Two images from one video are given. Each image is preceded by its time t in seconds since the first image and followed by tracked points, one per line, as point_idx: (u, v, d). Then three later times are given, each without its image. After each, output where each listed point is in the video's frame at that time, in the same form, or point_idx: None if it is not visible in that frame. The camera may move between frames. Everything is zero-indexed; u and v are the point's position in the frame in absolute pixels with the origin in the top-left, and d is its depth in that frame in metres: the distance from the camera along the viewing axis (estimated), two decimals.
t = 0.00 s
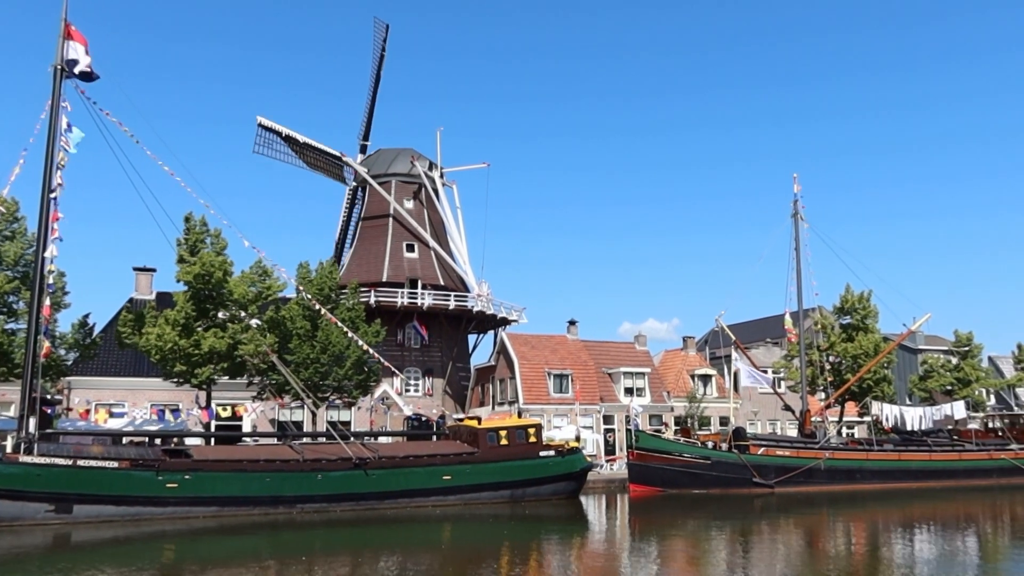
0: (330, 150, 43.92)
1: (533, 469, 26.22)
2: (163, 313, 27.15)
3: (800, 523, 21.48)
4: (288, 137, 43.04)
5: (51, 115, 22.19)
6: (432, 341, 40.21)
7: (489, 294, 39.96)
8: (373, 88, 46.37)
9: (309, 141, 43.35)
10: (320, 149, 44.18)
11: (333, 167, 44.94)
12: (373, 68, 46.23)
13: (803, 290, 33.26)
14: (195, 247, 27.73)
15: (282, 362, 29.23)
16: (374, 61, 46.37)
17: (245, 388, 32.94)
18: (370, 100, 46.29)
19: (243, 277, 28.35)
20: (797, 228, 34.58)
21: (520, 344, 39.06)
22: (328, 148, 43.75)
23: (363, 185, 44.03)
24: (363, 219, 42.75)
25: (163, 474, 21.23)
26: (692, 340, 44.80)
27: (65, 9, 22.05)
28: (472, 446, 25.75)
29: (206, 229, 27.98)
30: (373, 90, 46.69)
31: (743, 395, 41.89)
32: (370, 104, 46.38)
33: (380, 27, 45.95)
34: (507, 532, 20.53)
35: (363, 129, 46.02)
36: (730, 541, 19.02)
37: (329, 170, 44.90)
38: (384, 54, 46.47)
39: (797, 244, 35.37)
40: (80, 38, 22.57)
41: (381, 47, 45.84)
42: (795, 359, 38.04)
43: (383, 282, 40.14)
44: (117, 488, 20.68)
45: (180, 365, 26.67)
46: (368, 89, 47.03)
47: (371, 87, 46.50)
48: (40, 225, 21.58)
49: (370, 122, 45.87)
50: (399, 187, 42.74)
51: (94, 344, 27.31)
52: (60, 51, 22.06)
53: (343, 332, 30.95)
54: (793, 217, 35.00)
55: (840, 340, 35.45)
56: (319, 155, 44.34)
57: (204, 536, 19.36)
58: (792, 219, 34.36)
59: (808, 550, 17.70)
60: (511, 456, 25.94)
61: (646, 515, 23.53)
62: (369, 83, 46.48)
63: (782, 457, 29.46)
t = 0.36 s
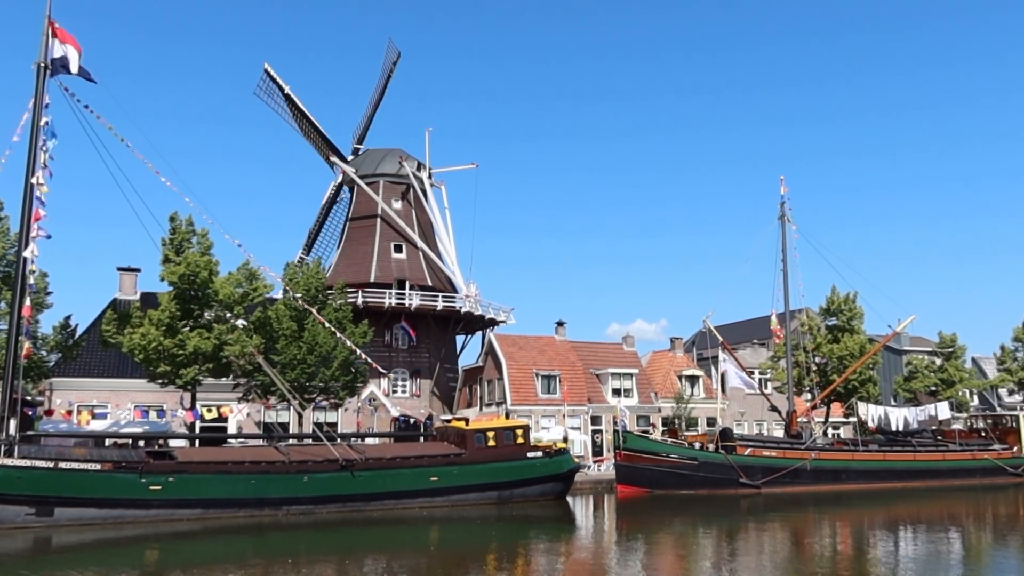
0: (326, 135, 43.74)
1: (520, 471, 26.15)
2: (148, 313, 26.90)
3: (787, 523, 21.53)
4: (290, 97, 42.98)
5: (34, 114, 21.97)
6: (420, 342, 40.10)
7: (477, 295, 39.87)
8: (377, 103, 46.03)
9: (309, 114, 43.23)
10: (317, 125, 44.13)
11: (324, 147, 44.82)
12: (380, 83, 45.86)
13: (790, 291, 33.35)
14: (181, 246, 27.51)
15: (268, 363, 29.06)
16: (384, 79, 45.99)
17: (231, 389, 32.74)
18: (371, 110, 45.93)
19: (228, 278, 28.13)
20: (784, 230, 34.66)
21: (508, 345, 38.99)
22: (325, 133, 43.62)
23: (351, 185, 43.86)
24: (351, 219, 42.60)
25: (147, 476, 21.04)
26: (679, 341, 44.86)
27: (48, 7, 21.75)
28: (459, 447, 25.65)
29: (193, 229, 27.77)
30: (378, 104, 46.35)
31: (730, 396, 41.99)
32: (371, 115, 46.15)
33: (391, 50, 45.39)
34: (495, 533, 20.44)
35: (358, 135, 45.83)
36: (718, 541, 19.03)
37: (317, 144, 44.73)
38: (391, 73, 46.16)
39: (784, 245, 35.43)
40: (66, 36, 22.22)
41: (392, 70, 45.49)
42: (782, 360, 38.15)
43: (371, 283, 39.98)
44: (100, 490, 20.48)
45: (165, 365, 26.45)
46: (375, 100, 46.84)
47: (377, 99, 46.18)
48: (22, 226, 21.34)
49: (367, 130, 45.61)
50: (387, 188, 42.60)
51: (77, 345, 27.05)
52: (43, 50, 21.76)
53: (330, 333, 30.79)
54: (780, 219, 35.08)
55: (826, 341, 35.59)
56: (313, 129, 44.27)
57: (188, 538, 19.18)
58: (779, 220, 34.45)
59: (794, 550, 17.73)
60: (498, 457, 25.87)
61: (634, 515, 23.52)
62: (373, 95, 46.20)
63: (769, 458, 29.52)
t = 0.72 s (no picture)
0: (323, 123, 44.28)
1: (508, 472, 26.10)
2: (133, 314, 26.68)
3: (773, 523, 21.68)
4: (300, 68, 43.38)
5: (18, 112, 21.74)
6: (408, 343, 39.98)
7: (465, 296, 39.79)
8: (374, 124, 45.61)
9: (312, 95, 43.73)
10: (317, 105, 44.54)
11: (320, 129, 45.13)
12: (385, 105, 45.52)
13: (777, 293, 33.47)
14: (167, 247, 27.29)
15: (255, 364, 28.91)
16: (387, 103, 45.49)
17: (218, 390, 32.53)
18: (370, 126, 45.62)
19: (215, 278, 27.97)
20: (771, 232, 34.78)
21: (497, 346, 38.93)
22: (321, 120, 44.18)
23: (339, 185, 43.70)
24: (339, 220, 42.43)
25: (132, 479, 20.86)
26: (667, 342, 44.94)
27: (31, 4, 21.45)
28: (447, 448, 25.57)
29: (179, 229, 27.56)
30: (379, 122, 46.03)
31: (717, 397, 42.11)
32: (370, 130, 45.91)
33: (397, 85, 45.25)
34: (483, 535, 20.37)
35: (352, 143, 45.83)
36: (705, 542, 19.08)
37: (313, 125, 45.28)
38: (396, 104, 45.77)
39: (771, 247, 35.52)
40: (50, 32, 21.87)
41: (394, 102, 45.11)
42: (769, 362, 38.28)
43: (359, 283, 39.83)
44: (85, 492, 20.30)
45: (150, 366, 26.24)
46: (380, 117, 46.63)
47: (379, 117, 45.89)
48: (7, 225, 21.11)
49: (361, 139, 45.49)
50: (375, 189, 42.45)
51: (61, 345, 26.80)
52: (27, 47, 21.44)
53: (317, 333, 30.62)
54: (767, 221, 35.18)
55: (813, 342, 35.75)
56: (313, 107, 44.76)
57: (173, 541, 19.03)
58: (766, 222, 34.56)
59: (781, 550, 17.80)
60: (486, 458, 25.82)
61: (621, 516, 23.53)
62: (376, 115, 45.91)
63: (756, 459, 29.58)
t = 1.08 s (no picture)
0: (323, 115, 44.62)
1: (496, 473, 26.06)
2: (119, 314, 26.50)
3: (761, 523, 21.77)
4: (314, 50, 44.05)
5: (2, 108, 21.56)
6: (396, 344, 39.87)
7: (454, 297, 39.72)
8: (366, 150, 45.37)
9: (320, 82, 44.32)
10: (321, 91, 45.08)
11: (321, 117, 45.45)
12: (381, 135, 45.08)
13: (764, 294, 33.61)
14: (153, 246, 27.11)
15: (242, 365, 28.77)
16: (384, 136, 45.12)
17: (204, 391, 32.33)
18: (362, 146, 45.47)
19: (201, 278, 27.83)
20: (758, 233, 34.90)
21: (485, 347, 38.89)
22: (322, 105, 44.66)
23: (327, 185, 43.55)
24: (327, 220, 42.26)
25: (117, 480, 20.69)
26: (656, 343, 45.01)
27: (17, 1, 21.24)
28: (435, 449, 25.50)
29: (165, 229, 27.38)
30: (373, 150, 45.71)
31: (705, 398, 42.19)
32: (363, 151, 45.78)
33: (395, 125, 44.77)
34: (471, 536, 20.32)
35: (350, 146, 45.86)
36: (692, 542, 19.13)
37: (311, 112, 45.53)
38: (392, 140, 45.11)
39: (758, 248, 35.62)
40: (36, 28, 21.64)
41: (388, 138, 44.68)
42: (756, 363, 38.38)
43: (347, 284, 39.69)
44: (69, 494, 20.12)
45: (136, 368, 26.04)
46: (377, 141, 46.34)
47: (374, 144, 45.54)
48: None
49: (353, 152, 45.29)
50: (364, 189, 42.33)
51: (45, 346, 26.57)
52: (14, 44, 21.22)
53: (305, 334, 30.46)
54: (754, 222, 35.31)
55: (800, 343, 35.91)
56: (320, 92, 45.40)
57: (159, 543, 18.89)
58: (754, 224, 34.69)
59: (768, 549, 17.86)
60: (474, 459, 25.77)
61: (609, 517, 23.54)
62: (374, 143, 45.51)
63: (744, 459, 29.66)
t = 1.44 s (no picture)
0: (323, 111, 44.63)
1: (484, 474, 26.01)
2: (104, 315, 26.26)
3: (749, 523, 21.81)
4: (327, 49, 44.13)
5: None
6: (385, 345, 39.74)
7: (443, 297, 39.63)
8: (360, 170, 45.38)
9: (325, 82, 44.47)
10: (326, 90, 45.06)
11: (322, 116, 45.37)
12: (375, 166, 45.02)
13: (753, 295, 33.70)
14: (139, 246, 26.89)
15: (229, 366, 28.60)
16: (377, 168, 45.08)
17: (190, 392, 32.12)
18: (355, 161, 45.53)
19: (188, 278, 27.62)
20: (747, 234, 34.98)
21: (474, 348, 38.83)
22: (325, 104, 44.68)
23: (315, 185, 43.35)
24: (315, 220, 42.07)
25: (101, 482, 20.51)
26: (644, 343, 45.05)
27: None
28: (423, 450, 25.42)
29: (151, 228, 27.17)
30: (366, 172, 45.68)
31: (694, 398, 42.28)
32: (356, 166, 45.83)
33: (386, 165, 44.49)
34: (459, 537, 20.24)
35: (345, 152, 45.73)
36: (681, 542, 19.16)
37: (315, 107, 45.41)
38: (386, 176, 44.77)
39: (747, 250, 35.69)
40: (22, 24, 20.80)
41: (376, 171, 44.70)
42: (745, 364, 38.45)
43: (335, 285, 39.53)
44: (52, 496, 19.91)
45: (121, 369, 25.82)
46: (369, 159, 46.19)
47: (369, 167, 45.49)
48: None
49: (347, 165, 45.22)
50: (352, 189, 42.17)
51: (29, 347, 26.31)
52: None
53: (293, 335, 30.31)
54: (743, 223, 35.39)
55: (788, 344, 36.02)
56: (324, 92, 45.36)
57: (144, 545, 18.73)
58: (742, 225, 34.77)
59: (756, 549, 17.90)
60: (463, 460, 25.69)
61: (597, 518, 23.52)
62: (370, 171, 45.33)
63: (732, 460, 29.71)
